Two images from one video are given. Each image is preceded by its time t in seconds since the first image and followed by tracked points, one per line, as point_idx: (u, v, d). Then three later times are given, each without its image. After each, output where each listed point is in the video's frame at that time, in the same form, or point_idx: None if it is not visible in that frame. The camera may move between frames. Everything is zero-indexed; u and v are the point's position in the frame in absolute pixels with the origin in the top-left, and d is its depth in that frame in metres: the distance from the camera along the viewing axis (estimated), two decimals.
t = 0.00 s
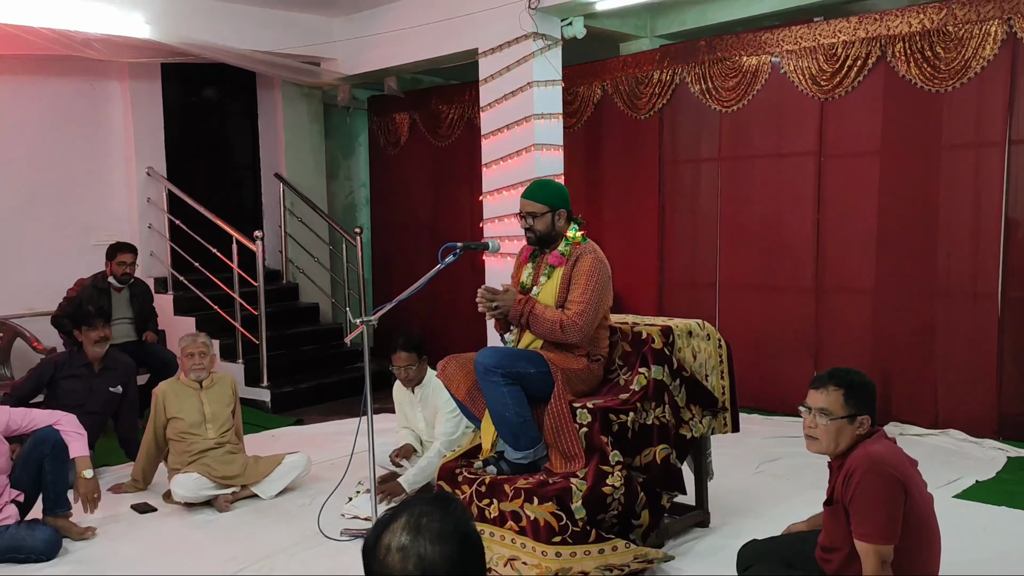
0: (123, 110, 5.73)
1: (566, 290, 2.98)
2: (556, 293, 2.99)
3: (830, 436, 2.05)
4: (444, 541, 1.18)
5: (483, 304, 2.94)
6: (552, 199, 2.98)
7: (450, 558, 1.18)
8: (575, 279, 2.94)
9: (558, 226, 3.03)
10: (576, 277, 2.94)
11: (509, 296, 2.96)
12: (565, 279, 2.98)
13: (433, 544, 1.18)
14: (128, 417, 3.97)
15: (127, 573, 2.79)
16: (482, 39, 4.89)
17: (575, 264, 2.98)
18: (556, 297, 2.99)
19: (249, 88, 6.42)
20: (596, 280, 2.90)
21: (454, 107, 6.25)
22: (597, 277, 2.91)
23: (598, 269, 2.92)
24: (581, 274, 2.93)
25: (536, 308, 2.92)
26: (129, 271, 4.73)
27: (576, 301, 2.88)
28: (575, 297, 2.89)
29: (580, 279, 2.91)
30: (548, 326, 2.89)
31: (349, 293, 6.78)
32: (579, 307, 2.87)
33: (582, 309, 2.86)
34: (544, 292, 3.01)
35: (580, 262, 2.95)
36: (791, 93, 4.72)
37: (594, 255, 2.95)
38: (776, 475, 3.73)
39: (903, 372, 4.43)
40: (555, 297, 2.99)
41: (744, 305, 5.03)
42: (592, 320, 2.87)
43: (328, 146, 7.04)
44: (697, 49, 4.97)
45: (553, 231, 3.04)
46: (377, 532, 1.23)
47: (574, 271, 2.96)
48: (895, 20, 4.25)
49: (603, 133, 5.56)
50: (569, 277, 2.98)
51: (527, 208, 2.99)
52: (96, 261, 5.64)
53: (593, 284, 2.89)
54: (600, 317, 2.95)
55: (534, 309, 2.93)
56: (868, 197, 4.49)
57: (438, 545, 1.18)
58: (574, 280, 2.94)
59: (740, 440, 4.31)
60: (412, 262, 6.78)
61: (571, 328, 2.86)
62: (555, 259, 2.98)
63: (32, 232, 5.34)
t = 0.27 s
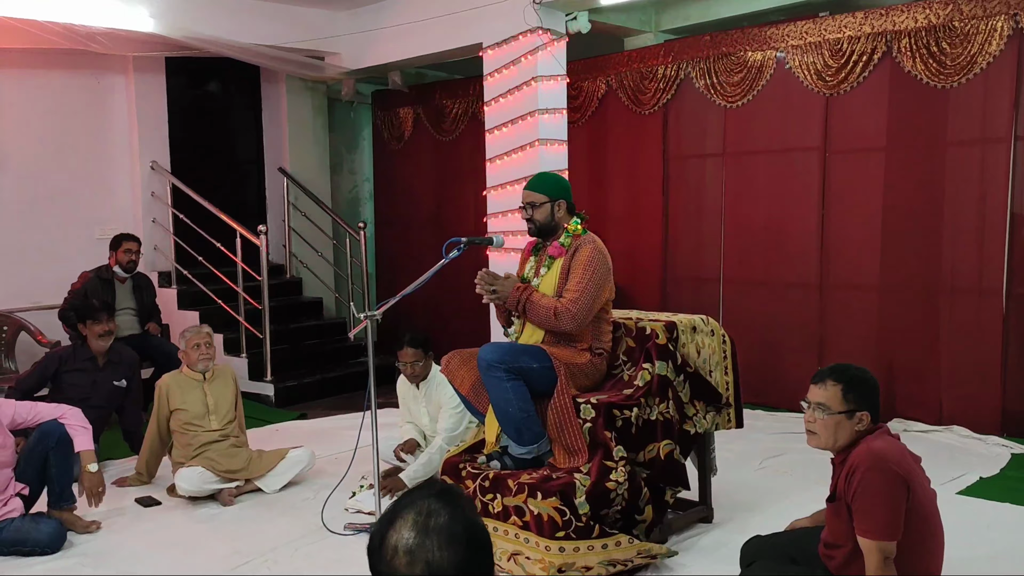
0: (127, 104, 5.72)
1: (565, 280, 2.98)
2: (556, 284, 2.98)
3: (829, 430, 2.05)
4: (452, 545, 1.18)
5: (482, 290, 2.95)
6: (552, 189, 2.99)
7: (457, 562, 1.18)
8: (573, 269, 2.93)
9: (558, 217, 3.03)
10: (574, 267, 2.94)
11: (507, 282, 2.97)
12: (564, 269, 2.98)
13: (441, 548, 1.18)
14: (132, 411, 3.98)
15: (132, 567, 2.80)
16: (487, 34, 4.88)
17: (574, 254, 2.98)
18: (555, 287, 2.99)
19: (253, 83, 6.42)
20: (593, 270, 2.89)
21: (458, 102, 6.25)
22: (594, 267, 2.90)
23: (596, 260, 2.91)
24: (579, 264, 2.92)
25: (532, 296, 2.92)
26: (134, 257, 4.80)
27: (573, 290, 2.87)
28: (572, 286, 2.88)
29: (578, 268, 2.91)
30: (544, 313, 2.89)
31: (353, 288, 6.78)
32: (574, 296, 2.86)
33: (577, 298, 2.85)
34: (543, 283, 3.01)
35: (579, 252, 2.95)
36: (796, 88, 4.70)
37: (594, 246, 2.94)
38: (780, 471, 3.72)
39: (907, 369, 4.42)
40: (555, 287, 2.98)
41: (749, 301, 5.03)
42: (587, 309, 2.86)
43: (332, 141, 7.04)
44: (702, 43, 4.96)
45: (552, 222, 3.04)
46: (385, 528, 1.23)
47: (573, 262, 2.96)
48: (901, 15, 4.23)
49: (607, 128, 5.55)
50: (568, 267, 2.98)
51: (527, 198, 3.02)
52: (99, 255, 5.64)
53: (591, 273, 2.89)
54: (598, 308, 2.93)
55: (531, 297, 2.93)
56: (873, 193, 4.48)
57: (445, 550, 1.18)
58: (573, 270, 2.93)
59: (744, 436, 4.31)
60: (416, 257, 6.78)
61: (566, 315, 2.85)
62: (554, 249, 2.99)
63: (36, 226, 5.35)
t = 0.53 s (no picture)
0: (130, 92, 5.72)
1: (564, 268, 2.98)
2: (555, 271, 2.98)
3: (822, 415, 2.08)
4: (465, 529, 1.19)
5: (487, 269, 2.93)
6: (551, 177, 3.00)
7: (470, 546, 1.19)
8: (572, 257, 2.93)
9: (558, 206, 3.04)
10: (572, 255, 2.93)
11: (507, 265, 2.95)
12: (564, 257, 2.98)
13: (454, 531, 1.19)
14: (137, 399, 4.00)
15: (138, 554, 2.82)
16: (491, 23, 4.87)
17: (574, 242, 2.98)
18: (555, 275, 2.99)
19: (256, 71, 6.41)
20: (592, 257, 2.89)
21: (462, 91, 6.24)
22: (592, 254, 2.90)
23: (594, 247, 2.90)
24: (578, 251, 2.92)
25: (531, 280, 2.91)
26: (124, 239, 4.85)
27: (571, 277, 2.87)
28: (570, 273, 2.88)
29: (576, 255, 2.91)
30: (543, 299, 2.88)
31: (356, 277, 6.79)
32: (572, 282, 2.86)
33: (575, 284, 2.86)
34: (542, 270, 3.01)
35: (578, 240, 2.95)
36: (800, 78, 4.69)
37: (593, 234, 2.94)
38: (782, 461, 3.74)
39: (909, 360, 4.43)
40: (554, 274, 2.98)
41: (752, 292, 5.03)
42: (585, 296, 2.86)
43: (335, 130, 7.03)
44: (707, 33, 4.94)
45: (552, 210, 3.04)
46: (397, 514, 1.23)
47: (572, 249, 2.96)
48: (907, 5, 4.21)
49: (611, 118, 5.54)
50: (568, 256, 2.98)
51: (528, 186, 3.03)
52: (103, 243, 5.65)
53: (590, 261, 2.88)
54: (597, 296, 2.93)
55: (529, 281, 2.92)
56: (877, 185, 4.47)
57: (459, 534, 1.19)
58: (573, 257, 2.93)
59: (746, 426, 4.32)
60: (419, 246, 6.79)
61: (564, 301, 2.85)
62: (554, 237, 2.99)
63: (41, 214, 5.35)
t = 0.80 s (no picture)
0: (133, 75, 5.70)
1: (567, 251, 2.97)
2: (557, 255, 2.99)
3: (820, 393, 2.10)
4: (475, 505, 1.21)
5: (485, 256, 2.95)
6: (555, 161, 3.00)
7: (481, 521, 1.20)
8: (575, 240, 2.93)
9: (561, 190, 3.04)
10: (576, 239, 2.93)
11: (510, 251, 2.97)
12: (566, 241, 2.98)
13: (464, 506, 1.21)
14: (141, 381, 4.02)
15: (144, 535, 2.84)
16: (495, 6, 4.84)
17: (576, 226, 2.97)
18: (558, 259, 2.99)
19: (259, 54, 6.38)
20: (595, 241, 2.88)
21: (466, 75, 6.21)
22: (596, 238, 2.89)
23: (598, 231, 2.90)
24: (580, 236, 2.91)
25: (534, 266, 2.92)
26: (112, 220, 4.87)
27: (574, 260, 2.87)
28: (574, 256, 2.88)
29: (580, 239, 2.90)
30: (546, 284, 2.90)
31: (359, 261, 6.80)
32: (576, 266, 2.85)
33: (579, 268, 2.85)
34: (545, 253, 3.01)
35: (580, 225, 2.94)
36: (806, 63, 4.66)
37: (596, 218, 2.93)
38: (783, 446, 3.75)
39: (912, 346, 4.43)
40: (556, 259, 2.99)
41: (755, 277, 5.03)
42: (589, 279, 2.85)
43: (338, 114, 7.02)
44: (712, 17, 4.91)
45: (555, 194, 3.04)
46: (407, 492, 1.25)
47: (575, 233, 2.96)
48: None
49: (614, 103, 5.52)
50: (569, 240, 2.98)
51: (533, 168, 3.03)
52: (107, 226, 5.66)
53: (592, 245, 2.87)
54: (600, 280, 2.92)
55: (532, 267, 2.93)
56: (882, 171, 4.45)
57: (469, 509, 1.21)
58: (575, 242, 2.92)
59: (748, 411, 4.33)
60: (422, 231, 6.78)
61: (568, 285, 2.85)
62: (556, 221, 3.00)
63: (45, 196, 5.34)
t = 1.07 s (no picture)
0: (135, 54, 5.68)
1: (570, 233, 2.97)
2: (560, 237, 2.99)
3: (822, 371, 2.11)
4: (479, 478, 1.22)
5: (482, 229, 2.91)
6: (561, 142, 3.00)
7: (485, 493, 1.21)
8: (579, 222, 2.92)
9: (564, 171, 3.02)
10: (579, 220, 2.92)
11: (517, 228, 2.96)
12: (568, 223, 2.98)
13: (469, 479, 1.21)
14: (144, 361, 4.03)
15: (148, 513, 2.86)
16: None
17: (580, 208, 2.96)
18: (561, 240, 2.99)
19: (261, 34, 6.35)
20: (598, 224, 2.87)
21: (469, 57, 6.18)
22: (600, 220, 2.88)
23: (601, 214, 2.89)
24: (583, 218, 2.91)
25: (537, 245, 2.92)
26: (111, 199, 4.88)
27: (578, 243, 2.87)
28: (577, 238, 2.87)
29: (583, 221, 2.90)
30: (550, 263, 2.89)
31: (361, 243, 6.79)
32: (579, 248, 2.85)
33: (582, 250, 2.85)
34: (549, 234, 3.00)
35: (583, 207, 2.94)
36: (811, 44, 4.63)
37: (599, 200, 2.92)
38: (784, 428, 3.76)
39: (914, 330, 4.43)
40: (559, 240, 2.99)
41: (758, 260, 5.02)
42: (592, 262, 2.85)
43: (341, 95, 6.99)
44: None
45: (558, 174, 3.03)
46: (412, 469, 1.26)
47: (578, 215, 2.95)
48: None
49: (618, 85, 5.49)
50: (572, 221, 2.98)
51: (538, 148, 3.04)
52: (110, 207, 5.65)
53: (595, 227, 2.87)
54: (603, 261, 2.92)
55: (537, 246, 2.93)
56: (886, 154, 4.43)
57: (474, 482, 1.21)
58: (578, 223, 2.92)
59: (749, 394, 4.34)
60: (425, 213, 6.78)
61: (570, 267, 2.85)
62: (559, 202, 3.00)
63: (48, 176, 5.34)
